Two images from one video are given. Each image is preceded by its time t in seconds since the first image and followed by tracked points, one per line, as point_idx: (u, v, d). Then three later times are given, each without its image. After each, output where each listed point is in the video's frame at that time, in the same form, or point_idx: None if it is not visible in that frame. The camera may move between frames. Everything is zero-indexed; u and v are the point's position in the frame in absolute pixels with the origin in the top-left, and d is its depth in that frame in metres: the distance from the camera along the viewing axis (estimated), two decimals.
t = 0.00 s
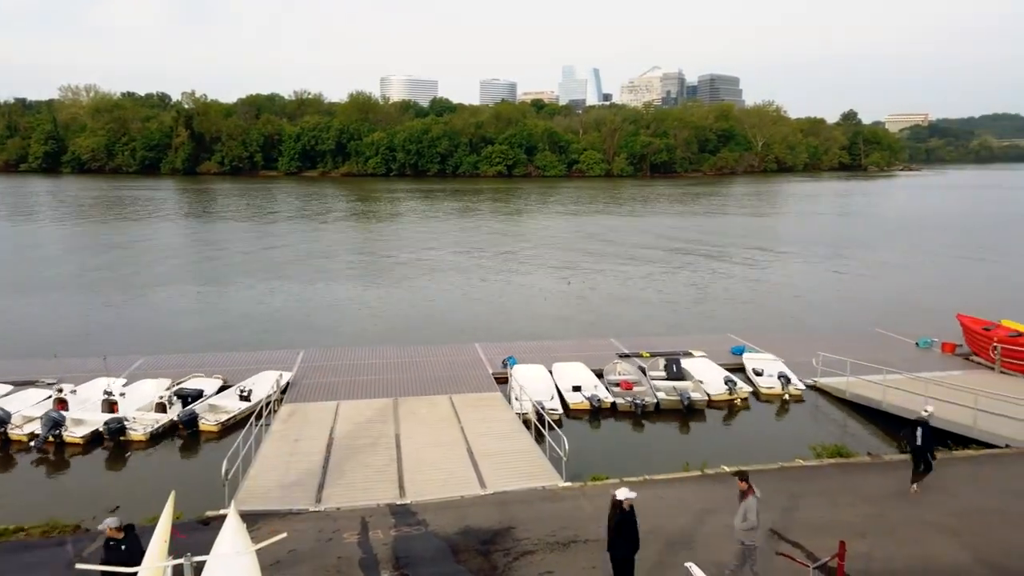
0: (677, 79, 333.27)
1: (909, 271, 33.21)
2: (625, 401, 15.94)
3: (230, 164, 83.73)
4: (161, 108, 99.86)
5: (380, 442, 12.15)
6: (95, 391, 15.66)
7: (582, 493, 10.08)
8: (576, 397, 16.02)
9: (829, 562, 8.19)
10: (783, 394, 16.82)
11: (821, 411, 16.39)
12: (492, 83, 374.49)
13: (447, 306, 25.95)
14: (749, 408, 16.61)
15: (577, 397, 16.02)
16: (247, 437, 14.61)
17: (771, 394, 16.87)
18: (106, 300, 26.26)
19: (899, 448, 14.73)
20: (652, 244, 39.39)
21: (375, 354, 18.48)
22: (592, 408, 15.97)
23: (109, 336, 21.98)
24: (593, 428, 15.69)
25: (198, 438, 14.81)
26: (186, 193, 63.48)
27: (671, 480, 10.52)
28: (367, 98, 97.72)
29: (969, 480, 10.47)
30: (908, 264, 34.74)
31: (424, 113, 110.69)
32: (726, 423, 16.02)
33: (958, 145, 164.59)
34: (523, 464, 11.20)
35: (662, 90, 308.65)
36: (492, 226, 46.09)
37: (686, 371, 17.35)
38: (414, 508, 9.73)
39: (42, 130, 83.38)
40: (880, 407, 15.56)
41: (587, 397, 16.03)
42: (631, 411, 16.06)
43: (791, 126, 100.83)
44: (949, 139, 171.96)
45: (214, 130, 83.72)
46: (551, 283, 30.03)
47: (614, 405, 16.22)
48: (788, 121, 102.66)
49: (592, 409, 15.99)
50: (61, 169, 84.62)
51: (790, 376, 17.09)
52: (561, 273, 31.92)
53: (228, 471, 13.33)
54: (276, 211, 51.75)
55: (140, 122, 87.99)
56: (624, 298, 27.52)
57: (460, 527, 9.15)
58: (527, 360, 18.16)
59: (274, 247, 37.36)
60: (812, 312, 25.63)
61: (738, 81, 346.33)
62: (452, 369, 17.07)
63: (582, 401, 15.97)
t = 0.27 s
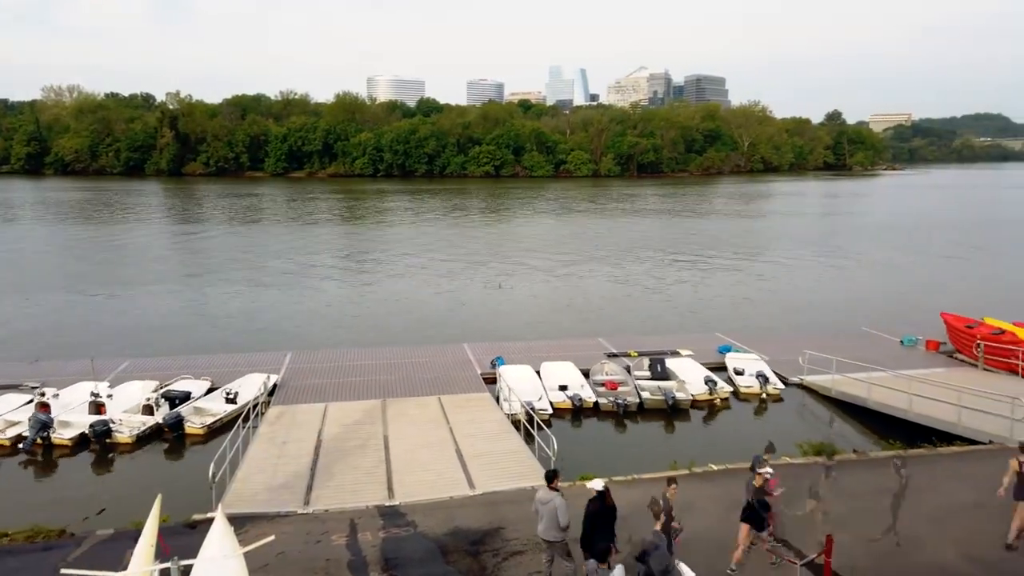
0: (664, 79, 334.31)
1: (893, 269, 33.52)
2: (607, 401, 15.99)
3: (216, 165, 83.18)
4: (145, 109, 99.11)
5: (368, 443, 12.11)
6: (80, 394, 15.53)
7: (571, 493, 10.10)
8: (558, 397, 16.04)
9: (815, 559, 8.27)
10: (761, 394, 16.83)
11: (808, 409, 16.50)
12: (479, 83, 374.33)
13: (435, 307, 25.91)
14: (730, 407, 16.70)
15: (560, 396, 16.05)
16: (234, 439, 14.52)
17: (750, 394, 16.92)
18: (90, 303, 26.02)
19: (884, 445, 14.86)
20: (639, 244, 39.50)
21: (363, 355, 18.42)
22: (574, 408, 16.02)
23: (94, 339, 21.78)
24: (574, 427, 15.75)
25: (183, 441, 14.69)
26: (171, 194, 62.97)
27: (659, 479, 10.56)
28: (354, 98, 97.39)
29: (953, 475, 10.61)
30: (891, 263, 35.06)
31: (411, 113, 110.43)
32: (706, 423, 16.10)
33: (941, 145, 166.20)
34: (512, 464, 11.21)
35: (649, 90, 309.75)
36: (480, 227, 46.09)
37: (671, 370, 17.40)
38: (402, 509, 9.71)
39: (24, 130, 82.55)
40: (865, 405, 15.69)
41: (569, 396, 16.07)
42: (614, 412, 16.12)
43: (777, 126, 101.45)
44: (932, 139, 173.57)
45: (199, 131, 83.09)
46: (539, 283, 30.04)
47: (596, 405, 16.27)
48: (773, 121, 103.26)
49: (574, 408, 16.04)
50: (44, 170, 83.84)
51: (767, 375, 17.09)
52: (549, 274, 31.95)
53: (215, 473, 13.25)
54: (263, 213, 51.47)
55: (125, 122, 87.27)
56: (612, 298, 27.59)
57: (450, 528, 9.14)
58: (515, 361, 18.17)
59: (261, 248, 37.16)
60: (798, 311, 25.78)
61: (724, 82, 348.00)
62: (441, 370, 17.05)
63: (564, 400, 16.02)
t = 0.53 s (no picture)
0: (651, 80, 335.40)
1: (877, 268, 33.81)
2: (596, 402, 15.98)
3: (202, 166, 82.60)
4: (130, 110, 98.29)
5: (357, 445, 12.08)
6: (62, 398, 15.35)
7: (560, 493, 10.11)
8: (547, 397, 16.06)
9: (803, 556, 8.32)
10: (731, 390, 17.04)
11: (795, 408, 16.60)
12: (466, 84, 374.22)
13: (423, 308, 25.86)
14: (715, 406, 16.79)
15: (548, 397, 16.07)
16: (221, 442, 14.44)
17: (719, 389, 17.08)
18: (74, 306, 25.75)
19: (871, 442, 14.98)
20: (627, 244, 39.64)
21: (352, 357, 18.35)
22: (563, 408, 16.05)
23: (79, 342, 21.57)
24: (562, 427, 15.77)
25: (170, 443, 14.59)
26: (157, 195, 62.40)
27: (648, 478, 10.60)
28: (341, 98, 97.04)
29: (938, 471, 10.71)
30: (876, 262, 35.34)
31: (398, 114, 110.14)
32: (692, 422, 16.18)
33: (925, 144, 167.79)
34: (501, 465, 11.21)
35: (636, 90, 310.71)
36: (468, 227, 46.05)
37: (657, 370, 17.46)
38: (392, 511, 9.67)
39: (7, 131, 81.62)
40: (851, 403, 15.81)
41: (557, 397, 16.10)
42: (603, 412, 16.11)
43: (763, 126, 102.04)
44: (916, 138, 175.16)
45: (185, 132, 82.43)
46: (527, 283, 30.04)
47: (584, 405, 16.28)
48: (759, 121, 103.79)
49: (562, 408, 16.08)
50: (26, 171, 82.95)
51: (736, 372, 17.32)
52: (537, 274, 31.97)
53: (202, 476, 13.16)
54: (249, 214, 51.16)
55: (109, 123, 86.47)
56: (600, 298, 27.63)
57: (439, 529, 9.13)
58: (504, 361, 18.17)
59: (247, 250, 36.94)
60: (786, 310, 25.94)
61: (711, 82, 349.58)
62: (430, 371, 17.01)
63: (553, 400, 16.04)
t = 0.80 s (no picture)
0: (637, 80, 336.47)
1: (862, 267, 34.09)
2: (586, 403, 15.98)
3: (188, 167, 82.02)
4: (114, 111, 97.45)
5: (345, 447, 12.04)
6: (45, 402, 15.18)
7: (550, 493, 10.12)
8: (535, 397, 16.13)
9: (792, 554, 8.37)
10: (710, 386, 17.28)
11: (782, 406, 16.70)
12: (454, 85, 373.87)
13: (411, 309, 25.80)
14: (701, 405, 16.89)
15: (537, 396, 16.15)
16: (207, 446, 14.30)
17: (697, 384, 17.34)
18: (58, 309, 25.49)
19: (856, 440, 15.12)
20: (614, 244, 39.76)
21: (337, 359, 18.28)
22: (551, 408, 16.12)
23: (63, 345, 21.36)
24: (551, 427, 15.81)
25: (157, 446, 14.46)
26: (141, 197, 61.94)
27: (637, 477, 10.61)
28: (327, 99, 96.64)
29: (922, 468, 10.82)
30: (861, 261, 35.63)
31: (385, 114, 109.86)
32: (681, 422, 16.23)
33: (910, 144, 169.25)
34: (490, 465, 11.22)
35: (623, 91, 311.59)
36: (455, 228, 45.98)
37: (646, 370, 17.53)
38: (381, 512, 9.65)
39: None
40: (837, 401, 15.94)
41: (546, 396, 16.17)
42: (593, 413, 16.09)
43: (749, 126, 102.60)
44: (900, 138, 176.72)
45: (170, 133, 81.82)
46: (515, 284, 30.05)
47: (573, 405, 16.33)
48: (745, 121, 104.35)
49: (551, 408, 16.15)
50: (9, 173, 82.10)
51: (717, 368, 17.46)
52: (525, 274, 31.97)
53: (189, 479, 13.08)
54: (235, 215, 50.87)
55: (93, 123, 85.75)
56: (587, 298, 27.68)
57: (430, 530, 9.12)
58: (492, 362, 18.17)
59: (233, 252, 36.72)
60: (772, 309, 26.08)
61: (697, 82, 351.02)
62: (418, 371, 16.98)
63: (542, 400, 16.11)
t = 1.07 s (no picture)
0: (625, 80, 337.36)
1: (847, 266, 34.37)
2: (576, 405, 15.94)
3: (173, 168, 81.45)
4: (98, 112, 96.60)
5: (334, 448, 12.00)
6: (27, 409, 15.02)
7: (540, 493, 10.13)
8: (525, 397, 16.10)
9: (780, 551, 8.43)
10: (701, 386, 17.37)
11: (769, 404, 16.80)
12: (442, 86, 373.45)
13: (399, 310, 25.75)
14: (691, 405, 16.90)
15: (527, 397, 16.13)
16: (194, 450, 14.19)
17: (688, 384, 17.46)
18: (42, 312, 25.23)
19: (843, 438, 15.23)
20: (603, 245, 39.87)
21: (325, 360, 18.20)
22: (541, 408, 16.11)
23: (47, 349, 21.15)
24: (541, 428, 15.79)
25: (147, 451, 14.34)
26: (127, 198, 61.46)
27: (626, 476, 10.64)
28: (314, 99, 96.28)
29: (908, 466, 10.91)
30: (847, 260, 35.90)
31: (373, 115, 109.58)
32: (670, 422, 16.27)
33: (894, 144, 170.71)
34: (480, 466, 11.21)
35: (611, 91, 312.35)
36: (444, 229, 45.90)
37: (636, 370, 17.55)
38: (370, 514, 9.62)
39: None
40: (824, 399, 16.05)
41: (536, 397, 16.17)
42: (583, 415, 16.06)
43: (736, 126, 103.13)
44: (885, 138, 178.22)
45: (155, 133, 81.21)
46: (503, 284, 30.05)
47: (563, 406, 16.32)
48: (732, 121, 104.87)
49: (540, 409, 16.13)
50: None
51: (706, 369, 17.58)
52: (514, 275, 31.98)
53: (176, 482, 12.99)
54: (222, 216, 50.57)
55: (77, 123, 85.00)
56: (575, 298, 27.73)
57: (419, 531, 9.10)
58: (481, 363, 18.16)
59: (220, 253, 36.48)
60: (759, 308, 26.23)
61: (684, 82, 352.39)
62: (406, 373, 16.95)
63: (531, 401, 16.10)
